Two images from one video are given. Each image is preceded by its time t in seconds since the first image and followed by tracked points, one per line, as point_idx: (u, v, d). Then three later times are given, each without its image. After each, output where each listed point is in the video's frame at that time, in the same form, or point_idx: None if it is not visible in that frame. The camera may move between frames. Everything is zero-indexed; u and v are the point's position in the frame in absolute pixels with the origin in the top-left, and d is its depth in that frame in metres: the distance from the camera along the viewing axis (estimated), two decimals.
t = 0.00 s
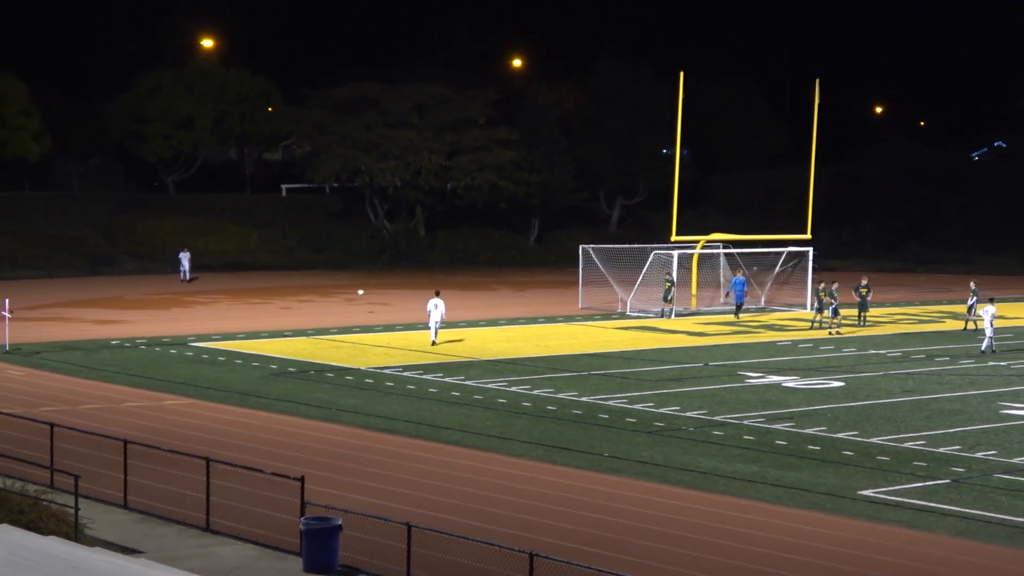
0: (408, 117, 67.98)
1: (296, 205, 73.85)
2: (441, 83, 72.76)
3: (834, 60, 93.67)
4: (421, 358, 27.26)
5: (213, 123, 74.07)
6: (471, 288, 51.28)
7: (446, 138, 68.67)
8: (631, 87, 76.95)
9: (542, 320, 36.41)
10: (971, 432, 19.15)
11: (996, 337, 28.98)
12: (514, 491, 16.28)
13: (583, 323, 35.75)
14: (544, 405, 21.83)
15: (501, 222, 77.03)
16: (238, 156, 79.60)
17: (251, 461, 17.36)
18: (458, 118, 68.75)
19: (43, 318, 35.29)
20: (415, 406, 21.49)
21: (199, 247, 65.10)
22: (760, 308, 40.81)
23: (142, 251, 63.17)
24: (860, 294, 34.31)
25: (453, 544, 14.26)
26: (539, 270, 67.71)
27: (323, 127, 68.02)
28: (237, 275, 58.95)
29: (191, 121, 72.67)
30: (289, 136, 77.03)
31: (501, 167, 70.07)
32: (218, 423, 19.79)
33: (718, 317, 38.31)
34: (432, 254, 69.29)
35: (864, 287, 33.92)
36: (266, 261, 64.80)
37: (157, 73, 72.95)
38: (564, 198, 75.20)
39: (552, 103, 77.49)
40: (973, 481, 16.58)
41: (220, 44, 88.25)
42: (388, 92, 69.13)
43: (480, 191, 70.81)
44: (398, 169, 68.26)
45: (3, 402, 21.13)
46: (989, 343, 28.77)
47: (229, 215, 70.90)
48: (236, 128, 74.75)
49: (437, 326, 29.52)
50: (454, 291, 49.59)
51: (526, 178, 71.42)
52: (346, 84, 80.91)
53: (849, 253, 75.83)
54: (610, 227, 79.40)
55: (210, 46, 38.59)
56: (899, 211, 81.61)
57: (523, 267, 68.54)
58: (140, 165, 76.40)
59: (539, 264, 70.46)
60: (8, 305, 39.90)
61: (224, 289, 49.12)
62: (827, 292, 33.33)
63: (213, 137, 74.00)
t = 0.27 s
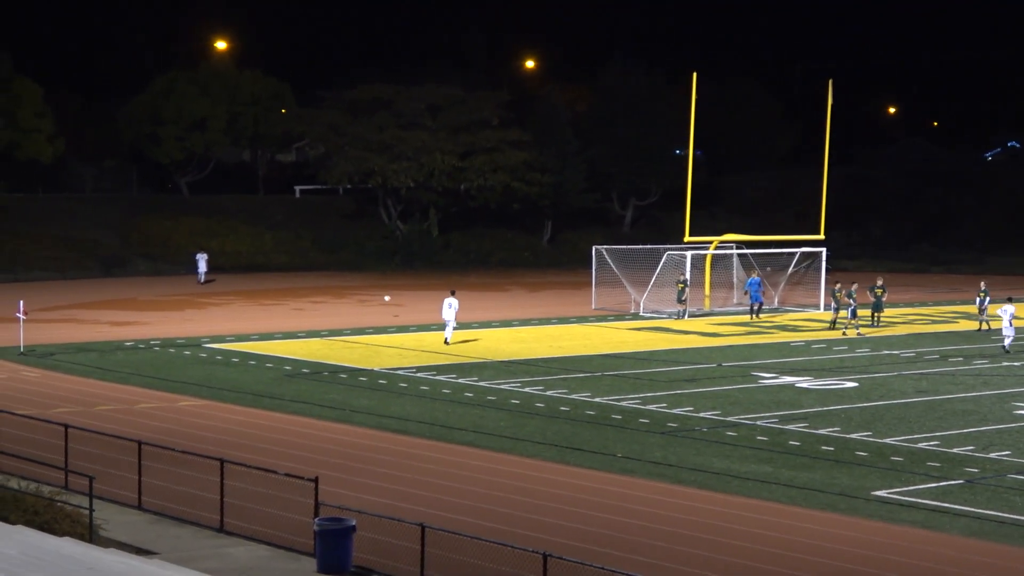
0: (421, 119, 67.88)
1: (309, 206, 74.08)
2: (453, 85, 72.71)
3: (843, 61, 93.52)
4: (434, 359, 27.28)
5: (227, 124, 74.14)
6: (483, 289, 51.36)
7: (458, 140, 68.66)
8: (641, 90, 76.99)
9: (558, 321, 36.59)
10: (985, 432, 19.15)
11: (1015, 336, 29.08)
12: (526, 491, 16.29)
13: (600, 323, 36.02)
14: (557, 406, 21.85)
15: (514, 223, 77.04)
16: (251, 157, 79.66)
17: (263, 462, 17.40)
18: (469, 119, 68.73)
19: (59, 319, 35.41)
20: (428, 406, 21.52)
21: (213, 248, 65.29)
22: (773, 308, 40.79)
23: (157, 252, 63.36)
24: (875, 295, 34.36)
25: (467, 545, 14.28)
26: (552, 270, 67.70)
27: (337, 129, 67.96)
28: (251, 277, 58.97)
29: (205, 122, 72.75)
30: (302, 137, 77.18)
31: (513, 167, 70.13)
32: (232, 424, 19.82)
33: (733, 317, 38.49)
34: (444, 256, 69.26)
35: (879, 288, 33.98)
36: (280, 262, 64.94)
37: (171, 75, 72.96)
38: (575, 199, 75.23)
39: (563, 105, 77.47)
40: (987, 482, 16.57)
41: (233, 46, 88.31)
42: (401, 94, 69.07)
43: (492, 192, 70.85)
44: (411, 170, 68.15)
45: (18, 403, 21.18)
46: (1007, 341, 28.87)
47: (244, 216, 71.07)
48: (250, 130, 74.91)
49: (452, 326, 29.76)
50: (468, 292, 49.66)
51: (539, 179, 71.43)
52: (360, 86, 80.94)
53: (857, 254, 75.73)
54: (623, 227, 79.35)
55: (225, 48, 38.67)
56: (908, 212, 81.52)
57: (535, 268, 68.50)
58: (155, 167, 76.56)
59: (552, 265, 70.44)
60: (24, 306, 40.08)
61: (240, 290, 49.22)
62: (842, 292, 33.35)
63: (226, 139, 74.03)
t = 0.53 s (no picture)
0: (424, 120, 67.91)
1: (313, 207, 74.17)
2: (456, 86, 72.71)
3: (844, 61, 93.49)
4: (438, 360, 27.27)
5: (231, 125, 74.10)
6: (486, 289, 51.38)
7: (462, 141, 68.65)
8: (643, 90, 77.04)
9: (562, 321, 36.65)
10: (989, 432, 19.15)
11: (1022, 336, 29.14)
12: (530, 492, 16.30)
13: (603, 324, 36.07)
14: (560, 407, 21.86)
15: (517, 224, 77.10)
16: (256, 158, 79.63)
17: (267, 463, 17.41)
18: (472, 120, 68.70)
19: (63, 321, 35.40)
20: (432, 407, 21.54)
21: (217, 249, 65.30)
22: (775, 309, 40.78)
23: (162, 254, 63.34)
24: (879, 295, 34.34)
25: (470, 546, 14.30)
26: (555, 271, 67.69)
27: (341, 130, 67.99)
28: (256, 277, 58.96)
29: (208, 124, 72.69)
30: (307, 139, 77.20)
31: (516, 168, 70.11)
32: (235, 425, 19.83)
33: (737, 318, 38.53)
34: (447, 256, 69.22)
35: (883, 288, 33.96)
36: (284, 263, 64.93)
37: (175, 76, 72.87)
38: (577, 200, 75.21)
39: (566, 106, 77.47)
40: (991, 481, 16.58)
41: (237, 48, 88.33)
42: (405, 94, 69.02)
43: (495, 193, 70.86)
44: (414, 170, 68.15)
45: (22, 405, 21.19)
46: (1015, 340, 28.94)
47: (248, 217, 71.08)
48: (254, 130, 74.85)
49: (458, 327, 29.94)
50: (471, 292, 49.65)
51: (542, 179, 71.41)
52: (364, 88, 80.97)
53: (859, 255, 75.70)
54: (627, 226, 79.47)
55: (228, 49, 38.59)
56: (909, 212, 81.51)
57: (538, 268, 68.45)
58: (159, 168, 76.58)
59: (555, 265, 70.39)
60: (28, 308, 40.06)
61: (244, 291, 49.21)
62: (847, 293, 33.36)
63: (230, 140, 73.91)
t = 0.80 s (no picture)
0: (422, 121, 67.91)
1: (312, 208, 74.28)
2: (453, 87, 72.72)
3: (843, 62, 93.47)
4: (436, 361, 27.25)
5: (229, 127, 74.07)
6: (484, 290, 51.39)
7: (461, 142, 68.62)
8: (641, 91, 76.91)
9: (560, 322, 36.68)
10: (987, 433, 19.15)
11: None
12: (528, 492, 16.30)
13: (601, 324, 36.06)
14: (559, 407, 21.86)
15: (515, 224, 77.13)
16: (254, 159, 79.59)
17: (266, 464, 17.41)
18: (470, 122, 68.69)
19: (63, 322, 35.40)
20: (430, 408, 21.53)
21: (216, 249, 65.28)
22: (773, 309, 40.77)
23: (161, 255, 63.32)
24: (878, 296, 34.31)
25: (468, 546, 14.29)
26: (554, 271, 67.67)
27: (339, 131, 68.01)
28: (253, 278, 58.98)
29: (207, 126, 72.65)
30: (305, 140, 77.23)
31: (515, 169, 70.09)
32: (234, 426, 19.82)
33: (735, 318, 38.51)
34: (445, 257, 69.20)
35: (882, 289, 33.93)
36: (282, 264, 64.92)
37: (174, 77, 72.79)
38: (575, 200, 75.23)
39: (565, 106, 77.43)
40: (989, 482, 16.58)
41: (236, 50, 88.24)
42: (403, 95, 68.90)
43: (494, 194, 70.85)
44: (413, 171, 68.13)
45: (21, 406, 21.19)
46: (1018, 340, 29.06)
47: (246, 218, 71.08)
48: (252, 131, 74.82)
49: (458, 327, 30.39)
50: (469, 293, 49.65)
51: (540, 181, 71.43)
52: (362, 89, 80.96)
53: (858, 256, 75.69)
54: (625, 227, 79.71)
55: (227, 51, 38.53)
56: (908, 213, 81.51)
57: (535, 268, 68.42)
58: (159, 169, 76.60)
59: (554, 266, 70.34)
60: (27, 308, 40.04)
61: (243, 292, 49.21)
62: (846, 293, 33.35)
63: (229, 142, 73.90)
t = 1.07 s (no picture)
0: (424, 123, 68.19)
1: (314, 209, 74.56)
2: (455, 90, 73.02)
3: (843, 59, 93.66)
4: (437, 360, 27.53)
5: (233, 129, 74.33)
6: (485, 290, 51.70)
7: (461, 144, 68.89)
8: (641, 93, 77.20)
9: (560, 321, 36.95)
10: (980, 430, 19.42)
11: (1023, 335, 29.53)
12: (528, 489, 16.57)
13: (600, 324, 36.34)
14: (558, 405, 22.13)
15: (515, 225, 77.42)
16: (258, 161, 79.89)
17: (270, 461, 17.68)
18: (472, 124, 68.96)
19: (69, 322, 35.71)
20: (431, 406, 21.81)
21: (219, 251, 65.55)
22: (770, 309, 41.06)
23: (166, 256, 63.60)
24: (874, 296, 34.55)
25: (470, 542, 14.56)
26: (555, 272, 67.94)
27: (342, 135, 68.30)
28: (257, 279, 59.25)
29: (211, 128, 72.91)
30: (309, 143, 77.56)
31: (515, 171, 70.37)
32: (237, 424, 20.10)
33: (733, 318, 38.78)
34: (447, 258, 69.49)
35: (877, 289, 34.16)
36: (286, 264, 65.21)
37: (178, 81, 73.05)
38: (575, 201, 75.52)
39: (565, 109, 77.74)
40: (982, 478, 16.85)
41: (238, 53, 88.53)
42: (404, 99, 69.14)
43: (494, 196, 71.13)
44: (414, 173, 68.38)
45: (29, 404, 21.48)
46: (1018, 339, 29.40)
47: (250, 220, 71.40)
48: (256, 134, 75.17)
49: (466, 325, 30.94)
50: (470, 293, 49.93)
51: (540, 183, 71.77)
52: (364, 92, 81.25)
53: (858, 254, 75.91)
54: (623, 229, 80.01)
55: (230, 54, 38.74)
56: (908, 210, 81.73)
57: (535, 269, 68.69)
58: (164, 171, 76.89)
59: (555, 267, 70.62)
60: (34, 309, 40.35)
61: (247, 293, 49.50)
62: (843, 293, 33.62)
63: (233, 144, 74.13)
